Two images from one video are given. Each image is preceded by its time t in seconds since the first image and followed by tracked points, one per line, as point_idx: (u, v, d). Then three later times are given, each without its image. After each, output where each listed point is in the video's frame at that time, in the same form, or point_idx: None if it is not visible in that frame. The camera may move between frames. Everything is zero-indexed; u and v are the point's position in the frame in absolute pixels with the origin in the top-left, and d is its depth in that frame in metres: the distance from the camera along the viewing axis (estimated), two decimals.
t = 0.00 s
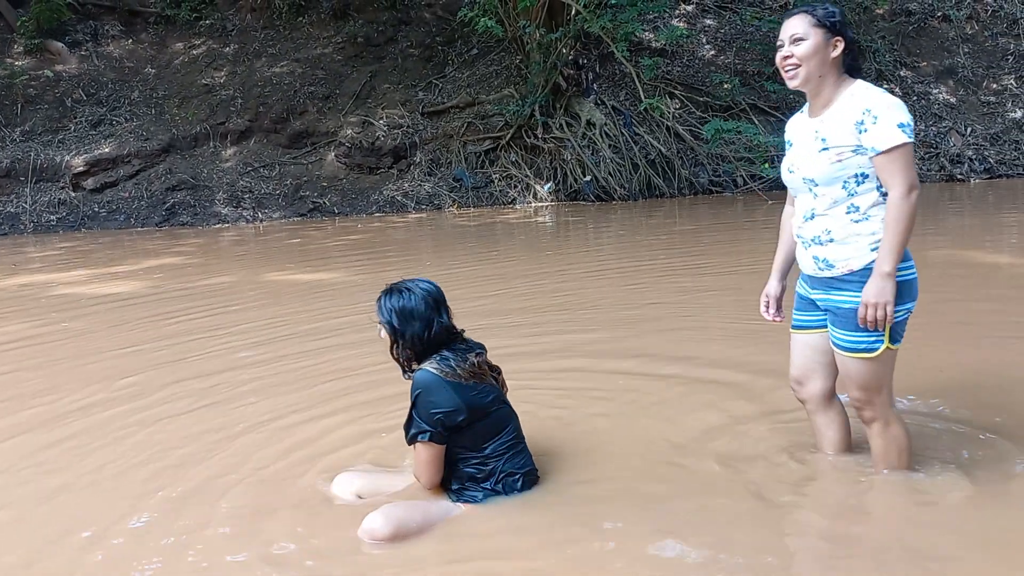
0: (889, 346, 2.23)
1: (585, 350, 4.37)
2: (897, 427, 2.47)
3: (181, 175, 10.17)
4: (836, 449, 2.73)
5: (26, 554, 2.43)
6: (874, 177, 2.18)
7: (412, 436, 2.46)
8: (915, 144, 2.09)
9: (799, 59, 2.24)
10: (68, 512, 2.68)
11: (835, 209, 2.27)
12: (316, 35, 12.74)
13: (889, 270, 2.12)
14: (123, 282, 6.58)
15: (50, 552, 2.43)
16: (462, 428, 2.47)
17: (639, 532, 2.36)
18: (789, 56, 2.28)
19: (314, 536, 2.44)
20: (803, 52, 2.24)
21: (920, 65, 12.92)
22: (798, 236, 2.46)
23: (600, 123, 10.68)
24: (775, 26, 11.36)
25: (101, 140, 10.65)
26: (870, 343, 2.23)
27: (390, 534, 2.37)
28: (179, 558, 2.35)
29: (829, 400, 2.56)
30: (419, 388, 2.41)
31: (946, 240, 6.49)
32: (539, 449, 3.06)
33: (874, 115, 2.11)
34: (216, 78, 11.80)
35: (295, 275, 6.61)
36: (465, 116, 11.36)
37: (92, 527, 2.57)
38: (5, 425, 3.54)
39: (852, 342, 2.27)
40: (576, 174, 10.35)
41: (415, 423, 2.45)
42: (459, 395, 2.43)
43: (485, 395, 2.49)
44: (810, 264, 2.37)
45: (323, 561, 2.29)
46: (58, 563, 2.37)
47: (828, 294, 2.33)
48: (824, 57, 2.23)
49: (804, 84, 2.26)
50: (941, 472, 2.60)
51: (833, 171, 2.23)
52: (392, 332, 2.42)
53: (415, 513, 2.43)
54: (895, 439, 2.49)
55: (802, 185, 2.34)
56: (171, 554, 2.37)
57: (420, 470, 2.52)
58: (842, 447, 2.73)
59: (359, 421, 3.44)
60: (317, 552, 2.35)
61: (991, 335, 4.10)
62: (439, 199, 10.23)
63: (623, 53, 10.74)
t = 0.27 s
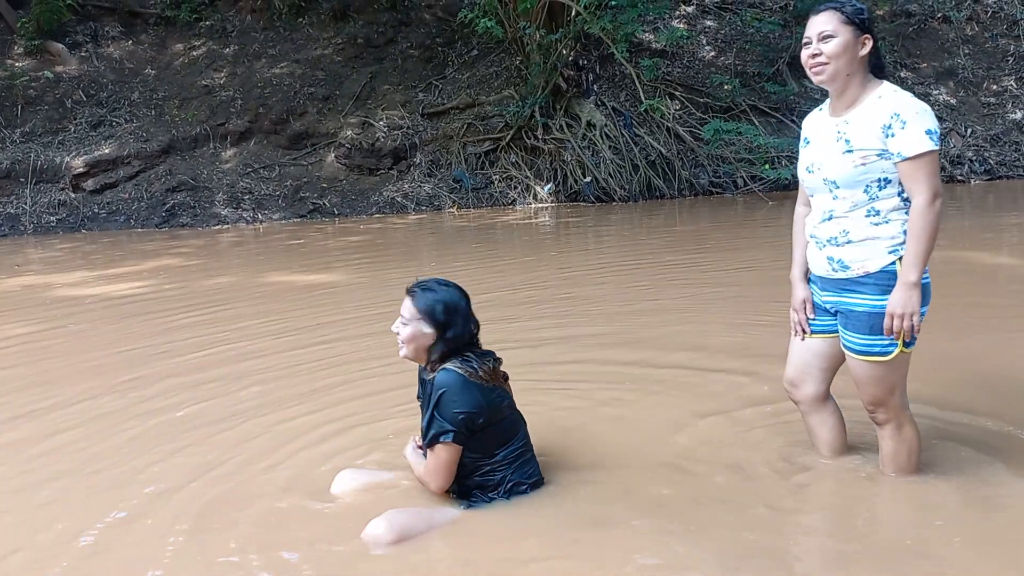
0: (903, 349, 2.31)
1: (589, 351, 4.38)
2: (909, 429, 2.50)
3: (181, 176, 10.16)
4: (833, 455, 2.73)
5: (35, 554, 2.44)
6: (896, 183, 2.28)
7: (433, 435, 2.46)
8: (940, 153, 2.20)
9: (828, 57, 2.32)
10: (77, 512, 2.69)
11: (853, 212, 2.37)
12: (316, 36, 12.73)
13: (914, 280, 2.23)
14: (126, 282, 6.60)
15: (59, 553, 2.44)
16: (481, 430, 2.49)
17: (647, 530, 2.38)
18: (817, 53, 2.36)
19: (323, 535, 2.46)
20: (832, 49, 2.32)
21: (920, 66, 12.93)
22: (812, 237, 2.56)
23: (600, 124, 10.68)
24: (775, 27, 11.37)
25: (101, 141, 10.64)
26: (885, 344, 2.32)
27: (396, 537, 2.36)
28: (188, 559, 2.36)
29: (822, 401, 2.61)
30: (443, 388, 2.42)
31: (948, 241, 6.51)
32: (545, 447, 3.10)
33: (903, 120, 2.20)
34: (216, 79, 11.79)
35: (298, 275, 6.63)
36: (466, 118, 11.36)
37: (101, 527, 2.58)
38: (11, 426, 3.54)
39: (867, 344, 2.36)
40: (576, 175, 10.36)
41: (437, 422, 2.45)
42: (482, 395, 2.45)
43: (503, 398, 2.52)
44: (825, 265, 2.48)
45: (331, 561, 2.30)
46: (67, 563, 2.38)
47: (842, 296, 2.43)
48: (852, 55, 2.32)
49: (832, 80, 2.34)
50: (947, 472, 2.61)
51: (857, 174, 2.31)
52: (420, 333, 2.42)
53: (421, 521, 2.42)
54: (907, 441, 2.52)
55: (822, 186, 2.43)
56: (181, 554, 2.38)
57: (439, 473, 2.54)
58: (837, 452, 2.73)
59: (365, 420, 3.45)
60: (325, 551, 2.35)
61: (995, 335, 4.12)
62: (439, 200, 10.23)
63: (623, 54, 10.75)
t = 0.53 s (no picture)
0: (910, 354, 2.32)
1: (590, 353, 4.36)
2: (914, 434, 2.51)
3: (181, 178, 10.16)
4: (824, 454, 2.75)
5: (34, 560, 2.43)
6: (907, 192, 2.30)
7: (432, 444, 2.48)
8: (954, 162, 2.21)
9: (847, 59, 2.31)
10: (75, 516, 2.67)
11: (865, 217, 2.38)
12: (316, 37, 12.74)
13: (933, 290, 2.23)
14: (126, 283, 6.60)
15: (57, 559, 2.43)
16: (486, 437, 2.50)
17: (649, 537, 2.37)
18: (833, 57, 2.35)
19: (324, 540, 2.44)
20: (850, 52, 2.32)
21: (920, 67, 12.93)
22: (821, 239, 2.57)
23: (600, 126, 10.68)
24: (775, 29, 11.36)
25: (101, 143, 10.65)
26: (892, 349, 2.33)
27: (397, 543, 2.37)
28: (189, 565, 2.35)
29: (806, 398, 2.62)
30: (451, 394, 2.44)
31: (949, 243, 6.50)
32: (544, 448, 3.10)
33: (916, 130, 2.21)
34: (216, 81, 11.79)
35: (297, 277, 6.64)
36: (466, 119, 11.36)
37: (100, 532, 2.57)
38: (10, 428, 3.53)
39: (874, 348, 2.36)
40: (576, 176, 10.36)
41: (436, 433, 2.47)
42: (488, 403, 2.46)
43: (509, 403, 2.54)
44: (834, 268, 2.48)
45: (334, 567, 2.29)
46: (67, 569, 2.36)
47: (850, 299, 2.43)
48: (870, 58, 2.31)
49: (850, 84, 2.33)
50: (950, 477, 2.61)
51: (869, 181, 2.32)
52: (454, 330, 2.48)
53: (422, 527, 2.43)
54: (908, 447, 2.54)
55: (833, 191, 2.44)
56: (180, 561, 2.37)
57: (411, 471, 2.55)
58: (829, 452, 2.75)
59: (365, 424, 3.44)
60: (328, 557, 2.35)
61: (997, 338, 4.11)
62: (439, 202, 10.23)
63: (622, 56, 10.75)
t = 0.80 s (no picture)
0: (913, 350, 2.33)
1: (590, 353, 4.35)
2: (914, 432, 2.51)
3: (181, 178, 10.16)
4: (830, 455, 2.75)
5: (32, 560, 2.41)
6: (906, 189, 2.30)
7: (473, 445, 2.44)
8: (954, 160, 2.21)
9: (858, 62, 2.29)
10: (74, 516, 2.66)
11: (866, 216, 2.37)
12: (316, 37, 12.73)
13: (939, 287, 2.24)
14: (125, 283, 6.60)
15: (56, 558, 2.42)
16: (506, 431, 2.51)
17: (649, 536, 2.36)
18: (841, 58, 2.31)
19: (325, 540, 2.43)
20: (861, 55, 2.29)
21: (921, 68, 12.92)
22: (818, 238, 2.57)
23: (600, 126, 10.67)
24: (775, 30, 11.35)
25: (101, 143, 10.64)
26: (895, 346, 2.34)
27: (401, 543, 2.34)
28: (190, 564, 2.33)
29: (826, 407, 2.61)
30: (473, 388, 2.43)
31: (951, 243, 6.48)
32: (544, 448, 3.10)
33: (914, 128, 2.20)
34: (216, 81, 11.79)
35: (297, 277, 6.63)
36: (465, 119, 11.36)
37: (99, 531, 2.56)
38: (8, 429, 3.51)
39: (877, 347, 2.36)
40: (576, 177, 10.36)
41: (473, 434, 2.44)
42: (507, 396, 2.48)
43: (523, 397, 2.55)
44: (835, 267, 2.48)
45: (335, 567, 2.28)
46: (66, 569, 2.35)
47: (853, 297, 2.44)
48: (877, 62, 2.31)
49: (857, 87, 2.30)
50: (954, 477, 2.59)
51: (869, 180, 2.32)
52: (470, 326, 2.51)
53: (426, 524, 2.41)
54: (913, 442, 2.53)
55: (831, 191, 2.43)
56: (181, 561, 2.36)
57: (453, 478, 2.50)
58: (835, 453, 2.75)
59: (365, 424, 3.43)
60: (328, 557, 2.33)
61: (999, 338, 4.09)
62: (439, 202, 10.22)
63: (622, 56, 10.74)
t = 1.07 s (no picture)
0: (910, 347, 2.34)
1: (588, 355, 4.35)
2: (908, 432, 2.51)
3: (181, 179, 10.17)
4: (828, 459, 2.73)
5: (28, 561, 2.41)
6: (894, 186, 2.32)
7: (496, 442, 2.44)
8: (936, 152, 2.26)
9: (848, 69, 2.31)
10: (71, 517, 2.66)
11: (860, 216, 2.37)
12: (316, 39, 12.73)
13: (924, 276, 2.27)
14: (126, 284, 6.60)
15: (53, 560, 2.42)
16: (519, 429, 2.53)
17: (646, 537, 2.36)
18: (831, 64, 2.31)
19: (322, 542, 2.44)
20: (849, 62, 2.31)
21: (920, 69, 12.93)
22: (807, 243, 2.54)
23: (600, 127, 10.67)
24: (775, 31, 11.36)
25: (102, 144, 10.65)
26: (894, 344, 2.34)
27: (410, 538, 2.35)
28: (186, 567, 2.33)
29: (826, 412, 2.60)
30: (489, 386, 2.45)
31: (949, 245, 6.49)
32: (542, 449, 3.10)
33: (900, 125, 2.24)
34: (216, 82, 11.79)
35: (297, 278, 6.64)
36: (466, 120, 11.38)
37: (96, 532, 2.56)
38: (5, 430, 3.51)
39: (875, 346, 2.36)
40: (576, 178, 10.37)
41: (492, 431, 2.44)
42: (517, 395, 2.49)
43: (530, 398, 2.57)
44: (831, 270, 2.46)
45: (332, 568, 2.28)
46: (62, 571, 2.35)
47: (851, 298, 2.42)
48: (861, 67, 2.34)
49: (846, 94, 2.32)
50: (951, 477, 2.60)
51: (861, 180, 2.32)
52: (479, 327, 2.52)
53: (434, 517, 2.40)
54: (908, 443, 2.53)
55: (821, 195, 2.42)
56: (178, 562, 2.36)
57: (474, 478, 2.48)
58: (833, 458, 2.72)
59: (362, 425, 3.43)
60: (325, 559, 2.34)
61: (997, 340, 4.09)
62: (439, 203, 10.23)
63: (623, 57, 10.74)
